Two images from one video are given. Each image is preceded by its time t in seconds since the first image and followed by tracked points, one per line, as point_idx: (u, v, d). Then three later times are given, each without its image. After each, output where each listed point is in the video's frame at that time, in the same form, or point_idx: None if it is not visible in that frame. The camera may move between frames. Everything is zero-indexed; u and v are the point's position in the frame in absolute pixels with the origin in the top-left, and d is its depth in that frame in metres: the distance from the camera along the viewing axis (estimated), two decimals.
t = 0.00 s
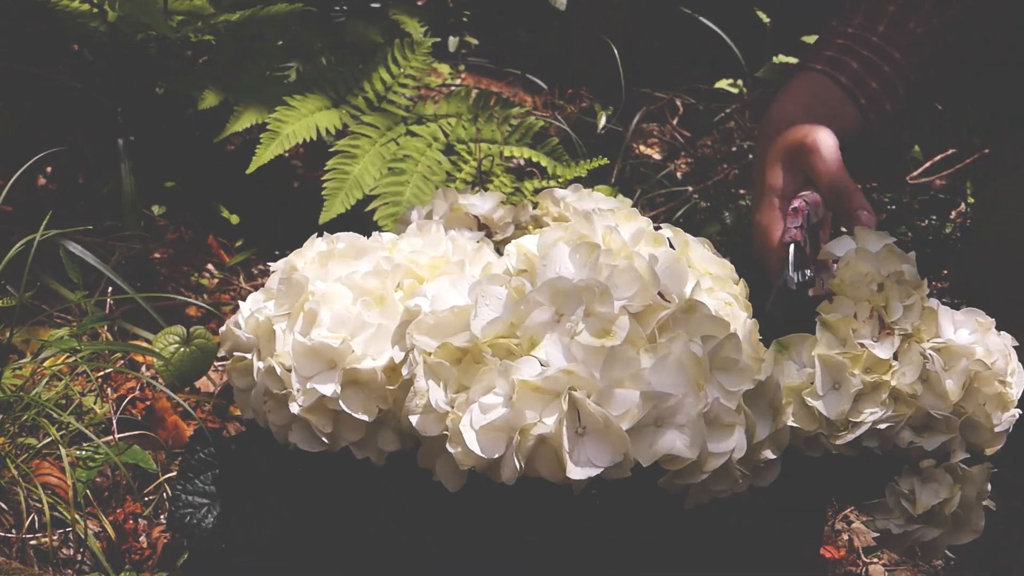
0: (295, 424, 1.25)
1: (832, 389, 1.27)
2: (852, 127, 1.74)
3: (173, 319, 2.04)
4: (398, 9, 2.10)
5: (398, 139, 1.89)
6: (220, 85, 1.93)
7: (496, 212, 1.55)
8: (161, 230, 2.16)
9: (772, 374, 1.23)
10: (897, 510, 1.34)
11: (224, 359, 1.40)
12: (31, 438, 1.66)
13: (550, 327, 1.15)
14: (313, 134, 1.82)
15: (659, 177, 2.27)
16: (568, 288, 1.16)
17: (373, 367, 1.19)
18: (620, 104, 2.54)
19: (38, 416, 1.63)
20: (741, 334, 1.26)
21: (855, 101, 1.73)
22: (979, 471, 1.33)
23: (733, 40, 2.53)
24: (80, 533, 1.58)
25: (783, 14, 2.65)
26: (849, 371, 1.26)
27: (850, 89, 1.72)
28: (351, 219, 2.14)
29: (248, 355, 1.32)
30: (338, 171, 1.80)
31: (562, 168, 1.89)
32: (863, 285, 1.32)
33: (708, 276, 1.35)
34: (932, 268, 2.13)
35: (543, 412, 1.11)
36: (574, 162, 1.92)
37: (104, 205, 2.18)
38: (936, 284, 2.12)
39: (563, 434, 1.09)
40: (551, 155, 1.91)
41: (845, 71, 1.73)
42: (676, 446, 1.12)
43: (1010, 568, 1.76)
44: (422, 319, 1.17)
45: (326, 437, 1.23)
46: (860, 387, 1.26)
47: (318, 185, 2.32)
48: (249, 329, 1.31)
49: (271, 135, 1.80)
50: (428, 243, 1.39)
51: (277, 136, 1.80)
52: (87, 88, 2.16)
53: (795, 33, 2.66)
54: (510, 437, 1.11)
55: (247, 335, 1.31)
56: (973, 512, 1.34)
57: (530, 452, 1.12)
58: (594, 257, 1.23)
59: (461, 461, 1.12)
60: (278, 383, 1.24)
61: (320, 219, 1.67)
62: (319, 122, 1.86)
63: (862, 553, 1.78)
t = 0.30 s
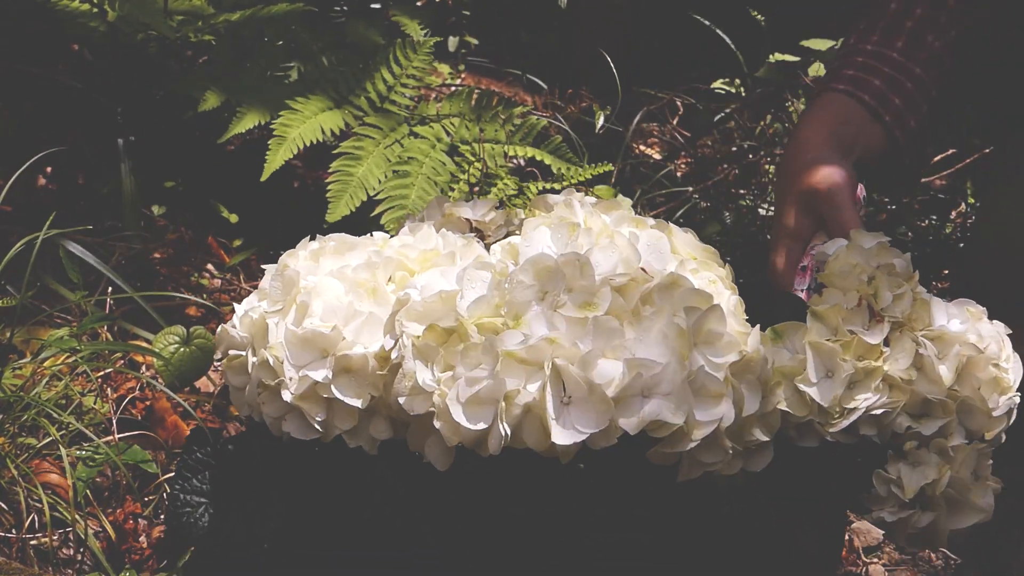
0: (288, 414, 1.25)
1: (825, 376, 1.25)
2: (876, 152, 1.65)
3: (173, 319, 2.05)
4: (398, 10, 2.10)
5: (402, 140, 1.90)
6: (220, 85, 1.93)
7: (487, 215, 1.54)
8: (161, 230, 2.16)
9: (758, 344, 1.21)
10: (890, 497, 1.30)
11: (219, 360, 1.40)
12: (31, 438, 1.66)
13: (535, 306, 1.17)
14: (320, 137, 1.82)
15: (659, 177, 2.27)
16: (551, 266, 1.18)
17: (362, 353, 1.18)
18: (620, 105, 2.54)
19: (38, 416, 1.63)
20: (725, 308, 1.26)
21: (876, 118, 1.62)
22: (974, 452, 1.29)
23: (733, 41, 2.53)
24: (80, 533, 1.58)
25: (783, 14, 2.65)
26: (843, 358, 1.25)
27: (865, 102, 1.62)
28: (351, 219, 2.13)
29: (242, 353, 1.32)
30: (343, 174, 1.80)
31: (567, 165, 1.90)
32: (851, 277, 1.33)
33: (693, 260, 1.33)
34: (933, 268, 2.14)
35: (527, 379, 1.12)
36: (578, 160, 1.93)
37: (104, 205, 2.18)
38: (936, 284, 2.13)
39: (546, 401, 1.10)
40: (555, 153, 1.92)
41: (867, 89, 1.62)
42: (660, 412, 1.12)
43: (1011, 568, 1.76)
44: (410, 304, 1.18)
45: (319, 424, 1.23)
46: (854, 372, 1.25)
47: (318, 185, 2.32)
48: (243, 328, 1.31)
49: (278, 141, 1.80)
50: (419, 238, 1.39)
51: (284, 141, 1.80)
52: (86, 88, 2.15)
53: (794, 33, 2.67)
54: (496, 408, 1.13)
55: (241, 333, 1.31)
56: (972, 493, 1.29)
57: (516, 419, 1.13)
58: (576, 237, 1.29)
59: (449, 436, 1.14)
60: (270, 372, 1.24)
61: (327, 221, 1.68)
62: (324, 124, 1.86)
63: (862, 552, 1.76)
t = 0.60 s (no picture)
0: (289, 416, 1.25)
1: (829, 364, 1.27)
2: (885, 157, 1.68)
3: (173, 319, 2.05)
4: (398, 10, 2.10)
5: (402, 140, 1.90)
6: (220, 85, 1.93)
7: (494, 212, 1.55)
8: (161, 229, 2.16)
9: (762, 350, 1.22)
10: (892, 478, 1.28)
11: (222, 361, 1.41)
12: (31, 438, 1.66)
13: (541, 315, 1.16)
14: (320, 138, 1.82)
15: (659, 176, 2.27)
16: (556, 274, 1.17)
17: (365, 358, 1.18)
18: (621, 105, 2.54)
19: (38, 416, 1.63)
20: (730, 316, 1.26)
21: (886, 123, 1.65)
22: (975, 428, 1.27)
23: (733, 41, 2.53)
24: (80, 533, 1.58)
25: (783, 14, 2.66)
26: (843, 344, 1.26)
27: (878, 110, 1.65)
28: (351, 219, 2.13)
29: (244, 354, 1.32)
30: (343, 174, 1.80)
31: (568, 165, 1.90)
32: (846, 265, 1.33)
33: (697, 264, 1.33)
34: (932, 267, 2.13)
35: (532, 390, 1.12)
36: (578, 160, 1.93)
37: (104, 205, 2.18)
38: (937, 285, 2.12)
39: (551, 412, 1.10)
40: (556, 153, 1.92)
41: (877, 95, 1.66)
42: (665, 423, 1.11)
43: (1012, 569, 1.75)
44: (414, 310, 1.17)
45: (320, 428, 1.22)
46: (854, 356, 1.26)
47: (318, 185, 2.32)
48: (244, 328, 1.32)
49: (278, 141, 1.80)
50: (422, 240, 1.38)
51: (283, 142, 1.80)
52: (86, 88, 2.15)
53: (794, 33, 2.67)
54: (501, 418, 1.12)
55: (242, 334, 1.32)
56: (976, 469, 1.27)
57: (520, 430, 1.12)
58: (581, 243, 1.26)
59: (452, 445, 1.13)
60: (271, 375, 1.24)
61: (329, 222, 1.67)
62: (324, 124, 1.86)
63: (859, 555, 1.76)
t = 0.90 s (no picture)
0: (298, 413, 1.24)
1: (834, 338, 1.31)
2: (904, 155, 1.67)
3: (173, 319, 2.05)
4: (398, 10, 2.10)
5: (402, 139, 1.90)
6: (220, 85, 1.93)
7: (501, 212, 1.55)
8: (161, 230, 2.16)
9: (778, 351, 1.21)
10: (869, 450, 1.24)
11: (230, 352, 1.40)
12: (31, 438, 1.66)
13: (558, 310, 1.17)
14: (319, 137, 1.82)
15: (659, 176, 2.27)
16: (575, 271, 1.17)
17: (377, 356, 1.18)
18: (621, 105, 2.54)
19: (38, 415, 1.63)
20: (748, 317, 1.25)
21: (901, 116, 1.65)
22: (958, 404, 1.23)
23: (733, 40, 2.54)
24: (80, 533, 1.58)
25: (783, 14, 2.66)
26: (848, 310, 1.32)
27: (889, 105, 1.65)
28: (351, 219, 2.13)
29: (252, 347, 1.31)
30: (343, 174, 1.80)
31: (568, 165, 1.90)
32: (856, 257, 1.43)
33: (711, 265, 1.32)
34: (933, 269, 2.16)
35: (551, 387, 1.11)
36: (579, 160, 1.93)
37: (104, 205, 2.18)
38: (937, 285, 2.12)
39: (570, 409, 1.09)
40: (556, 153, 1.92)
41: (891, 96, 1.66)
42: (683, 423, 1.11)
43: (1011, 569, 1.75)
44: (429, 306, 1.17)
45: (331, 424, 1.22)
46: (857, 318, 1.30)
47: (318, 185, 2.32)
48: (254, 322, 1.30)
49: (277, 140, 1.79)
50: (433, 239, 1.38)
51: (282, 141, 1.80)
52: (86, 88, 2.15)
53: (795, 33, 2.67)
54: (518, 414, 1.11)
55: (251, 328, 1.30)
56: (958, 446, 1.21)
57: (537, 427, 1.11)
58: (600, 242, 1.26)
59: (469, 439, 1.12)
60: (282, 371, 1.24)
61: (327, 219, 1.67)
62: (324, 124, 1.86)
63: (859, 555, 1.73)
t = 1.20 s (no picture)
0: (294, 415, 1.25)
1: (825, 315, 1.31)
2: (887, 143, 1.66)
3: (173, 319, 2.05)
4: (397, 9, 2.10)
5: (402, 140, 1.90)
6: (220, 85, 1.93)
7: (496, 215, 1.54)
8: (161, 230, 2.16)
9: (769, 343, 1.21)
10: (847, 414, 1.24)
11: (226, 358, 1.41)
12: (31, 438, 1.66)
13: (546, 306, 1.16)
14: (319, 137, 1.82)
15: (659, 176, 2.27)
16: (562, 269, 1.17)
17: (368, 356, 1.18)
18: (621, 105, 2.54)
19: (38, 416, 1.63)
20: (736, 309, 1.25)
21: (874, 102, 1.67)
22: (938, 374, 1.22)
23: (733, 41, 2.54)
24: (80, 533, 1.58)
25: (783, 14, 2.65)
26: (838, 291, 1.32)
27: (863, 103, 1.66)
28: (351, 219, 2.13)
29: (247, 352, 1.32)
30: (343, 174, 1.80)
31: (568, 166, 1.90)
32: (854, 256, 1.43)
33: (698, 258, 1.32)
34: (932, 268, 2.12)
35: (540, 384, 1.11)
36: (578, 159, 1.93)
37: (104, 205, 2.18)
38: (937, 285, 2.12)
39: (560, 406, 1.09)
40: (555, 153, 1.92)
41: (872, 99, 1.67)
42: (675, 417, 1.12)
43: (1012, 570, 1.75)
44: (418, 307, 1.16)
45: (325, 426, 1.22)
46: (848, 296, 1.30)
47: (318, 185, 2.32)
48: (248, 326, 1.31)
49: (277, 140, 1.79)
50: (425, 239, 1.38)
51: (282, 141, 1.80)
52: (86, 88, 2.15)
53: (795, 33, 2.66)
54: (510, 412, 1.11)
55: (246, 332, 1.31)
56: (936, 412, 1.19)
57: (528, 424, 1.12)
58: (584, 239, 1.27)
59: (462, 440, 1.13)
60: (275, 374, 1.24)
61: (328, 221, 1.67)
62: (324, 124, 1.86)
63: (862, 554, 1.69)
